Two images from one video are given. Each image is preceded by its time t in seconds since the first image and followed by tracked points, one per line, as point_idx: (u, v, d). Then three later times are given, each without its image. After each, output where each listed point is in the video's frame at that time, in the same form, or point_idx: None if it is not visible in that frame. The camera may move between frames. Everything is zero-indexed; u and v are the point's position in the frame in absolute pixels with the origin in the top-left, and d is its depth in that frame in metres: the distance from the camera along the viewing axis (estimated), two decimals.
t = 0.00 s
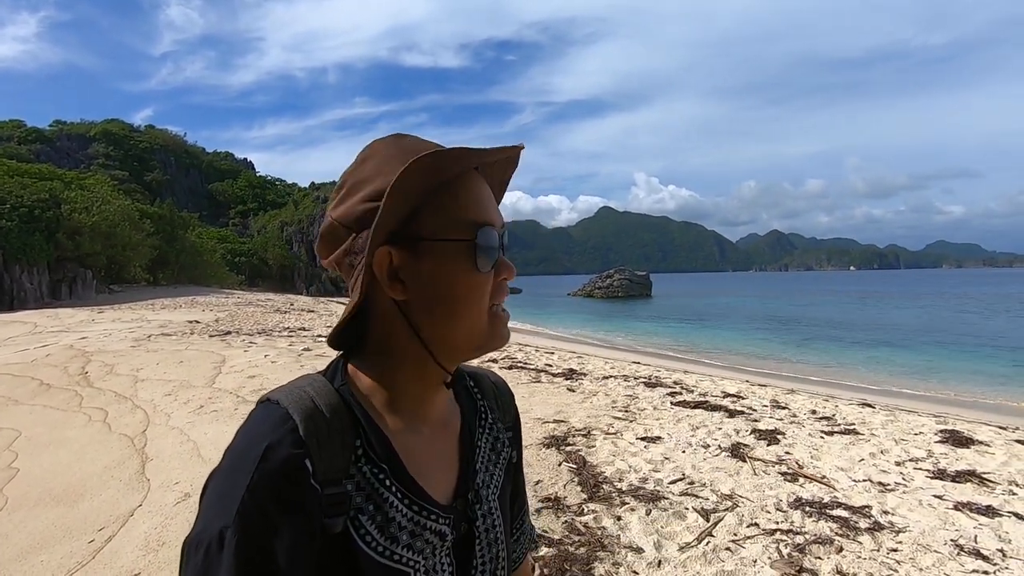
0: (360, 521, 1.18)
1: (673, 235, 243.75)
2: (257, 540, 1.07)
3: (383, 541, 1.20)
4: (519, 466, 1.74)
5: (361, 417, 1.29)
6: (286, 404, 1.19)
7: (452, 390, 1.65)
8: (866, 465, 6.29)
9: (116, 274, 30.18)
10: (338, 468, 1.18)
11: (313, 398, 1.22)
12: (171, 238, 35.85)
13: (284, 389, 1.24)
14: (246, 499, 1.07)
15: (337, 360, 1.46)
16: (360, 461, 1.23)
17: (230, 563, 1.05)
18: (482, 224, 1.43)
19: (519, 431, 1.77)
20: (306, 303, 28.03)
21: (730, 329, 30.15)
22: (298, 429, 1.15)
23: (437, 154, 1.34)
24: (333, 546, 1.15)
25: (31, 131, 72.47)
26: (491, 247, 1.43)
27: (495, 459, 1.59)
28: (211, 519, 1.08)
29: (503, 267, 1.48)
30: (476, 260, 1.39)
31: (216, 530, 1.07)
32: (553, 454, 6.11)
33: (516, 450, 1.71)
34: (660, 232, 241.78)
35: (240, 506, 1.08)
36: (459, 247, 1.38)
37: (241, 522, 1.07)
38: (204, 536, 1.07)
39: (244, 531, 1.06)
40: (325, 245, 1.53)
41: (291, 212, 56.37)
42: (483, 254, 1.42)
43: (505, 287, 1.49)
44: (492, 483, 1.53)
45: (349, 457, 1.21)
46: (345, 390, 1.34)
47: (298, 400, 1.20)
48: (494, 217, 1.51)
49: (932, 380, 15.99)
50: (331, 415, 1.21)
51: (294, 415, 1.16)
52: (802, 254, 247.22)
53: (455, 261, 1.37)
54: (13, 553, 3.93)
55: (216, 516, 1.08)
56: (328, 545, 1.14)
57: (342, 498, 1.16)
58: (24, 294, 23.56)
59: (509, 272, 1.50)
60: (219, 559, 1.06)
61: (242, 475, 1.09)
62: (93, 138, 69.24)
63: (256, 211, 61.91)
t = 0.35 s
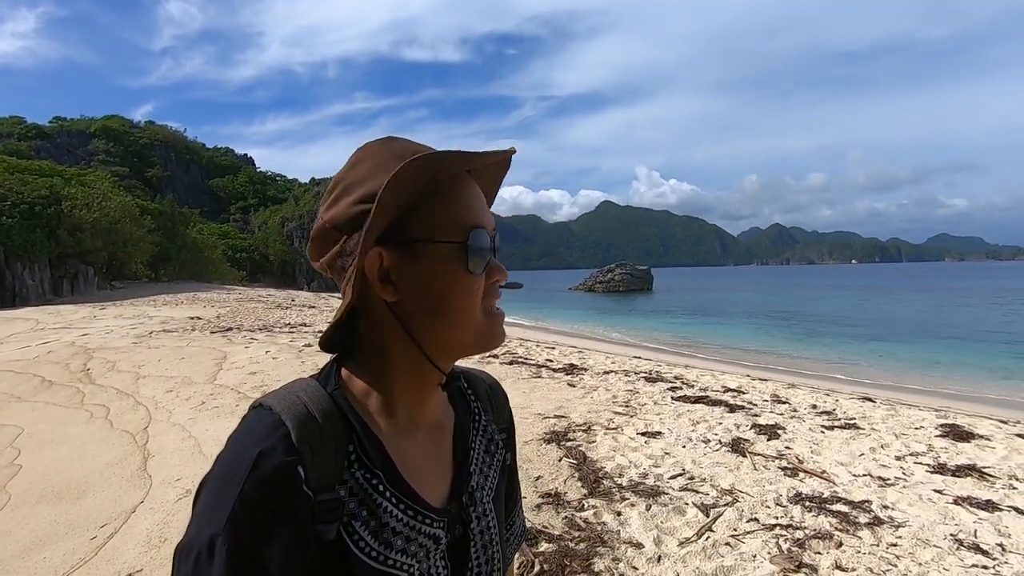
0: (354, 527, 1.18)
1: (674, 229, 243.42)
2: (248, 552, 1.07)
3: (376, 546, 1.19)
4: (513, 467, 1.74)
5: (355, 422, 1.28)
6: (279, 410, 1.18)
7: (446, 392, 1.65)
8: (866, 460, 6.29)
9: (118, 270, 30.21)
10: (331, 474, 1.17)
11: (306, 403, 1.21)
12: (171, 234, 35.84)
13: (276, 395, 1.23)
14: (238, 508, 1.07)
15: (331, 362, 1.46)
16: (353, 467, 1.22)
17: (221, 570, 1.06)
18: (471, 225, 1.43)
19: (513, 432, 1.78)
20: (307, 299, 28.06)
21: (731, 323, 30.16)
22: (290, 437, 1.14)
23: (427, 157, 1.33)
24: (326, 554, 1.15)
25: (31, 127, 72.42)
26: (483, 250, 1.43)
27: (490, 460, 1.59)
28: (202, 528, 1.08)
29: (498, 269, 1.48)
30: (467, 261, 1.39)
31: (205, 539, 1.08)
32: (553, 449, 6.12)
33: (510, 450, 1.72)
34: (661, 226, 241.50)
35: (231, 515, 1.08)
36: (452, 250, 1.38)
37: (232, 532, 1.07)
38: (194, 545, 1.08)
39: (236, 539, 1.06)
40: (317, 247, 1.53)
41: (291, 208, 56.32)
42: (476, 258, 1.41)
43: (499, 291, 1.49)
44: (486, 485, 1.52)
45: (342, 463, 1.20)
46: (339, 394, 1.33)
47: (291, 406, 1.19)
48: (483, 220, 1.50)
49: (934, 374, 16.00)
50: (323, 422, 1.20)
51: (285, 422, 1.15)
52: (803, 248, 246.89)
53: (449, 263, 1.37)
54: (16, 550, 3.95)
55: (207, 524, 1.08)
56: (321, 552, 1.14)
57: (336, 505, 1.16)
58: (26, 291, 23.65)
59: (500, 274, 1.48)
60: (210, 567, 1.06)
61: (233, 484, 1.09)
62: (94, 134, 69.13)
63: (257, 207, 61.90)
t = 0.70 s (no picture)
0: (359, 535, 1.18)
1: (676, 219, 242.72)
2: (256, 560, 1.07)
3: (381, 554, 1.20)
4: (516, 475, 1.75)
5: (358, 431, 1.29)
6: (285, 419, 1.19)
7: (450, 401, 1.66)
8: (869, 451, 6.31)
9: (120, 265, 30.24)
10: (336, 482, 1.18)
11: (311, 412, 1.22)
12: (173, 228, 35.84)
13: (283, 403, 1.25)
14: (247, 515, 1.08)
15: (338, 372, 1.48)
16: (358, 475, 1.23)
17: None
18: (390, 235, 1.40)
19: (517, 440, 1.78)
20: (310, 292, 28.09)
21: (733, 313, 30.16)
22: (296, 445, 1.14)
23: (333, 174, 1.43)
24: (332, 561, 1.15)
25: (30, 121, 72.24)
26: (404, 261, 1.37)
27: (494, 469, 1.59)
28: (212, 531, 1.08)
29: (433, 281, 1.36)
30: (373, 275, 1.37)
31: (214, 547, 1.07)
32: (557, 442, 6.15)
33: (512, 458, 1.72)
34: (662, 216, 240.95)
35: (241, 522, 1.08)
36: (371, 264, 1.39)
37: (241, 538, 1.07)
38: (203, 553, 1.07)
39: (242, 545, 1.07)
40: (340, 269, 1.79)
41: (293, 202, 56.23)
42: (395, 269, 1.37)
43: (444, 305, 1.36)
44: (490, 494, 1.52)
45: (347, 471, 1.21)
46: (343, 402, 1.34)
47: (297, 415, 1.20)
48: (423, 225, 1.42)
49: (936, 363, 16.02)
50: (328, 431, 1.21)
51: (292, 430, 1.16)
52: (806, 236, 246.38)
53: (369, 279, 1.39)
54: (26, 545, 3.99)
55: (215, 531, 1.08)
56: (327, 561, 1.14)
57: (341, 512, 1.16)
58: (29, 287, 23.69)
59: (433, 285, 1.35)
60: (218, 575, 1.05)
61: (240, 493, 1.09)
62: (94, 128, 68.94)
63: (258, 200, 61.89)
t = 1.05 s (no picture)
0: (367, 528, 1.20)
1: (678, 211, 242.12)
2: (266, 552, 1.08)
3: (389, 547, 1.21)
4: (520, 465, 1.75)
5: (365, 426, 1.29)
6: (293, 413, 1.19)
7: (454, 394, 1.66)
8: (870, 444, 6.32)
9: (122, 255, 30.26)
10: (344, 476, 1.18)
11: (318, 406, 1.22)
12: (175, 218, 35.84)
13: (289, 397, 1.25)
14: (257, 510, 1.08)
15: (343, 365, 1.48)
16: (366, 469, 1.24)
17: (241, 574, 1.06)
18: (395, 231, 1.40)
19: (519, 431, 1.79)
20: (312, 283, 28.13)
21: (734, 306, 30.15)
22: (304, 440, 1.14)
23: (336, 170, 1.42)
24: (342, 557, 1.16)
25: (32, 111, 72.12)
26: (406, 258, 1.37)
27: (497, 460, 1.60)
28: (222, 526, 1.08)
29: (437, 277, 1.36)
30: (378, 271, 1.38)
31: (225, 541, 1.07)
32: (558, 434, 6.17)
33: (516, 449, 1.73)
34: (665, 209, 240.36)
35: (251, 516, 1.08)
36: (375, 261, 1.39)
37: (252, 532, 1.07)
38: (214, 547, 1.07)
39: (254, 539, 1.07)
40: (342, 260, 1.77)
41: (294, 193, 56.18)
42: (400, 265, 1.37)
43: (449, 301, 1.36)
44: (494, 486, 1.53)
45: (355, 465, 1.21)
46: (350, 397, 1.34)
47: (305, 409, 1.20)
48: (428, 221, 1.42)
49: (937, 356, 16.03)
50: (335, 426, 1.21)
51: (300, 425, 1.16)
52: (809, 229, 245.78)
53: (373, 275, 1.40)
54: (32, 534, 4.02)
55: (225, 525, 1.08)
56: (337, 556, 1.15)
57: (349, 506, 1.17)
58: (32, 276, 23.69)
59: (437, 280, 1.36)
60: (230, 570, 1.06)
61: (250, 488, 1.09)
62: (95, 118, 68.81)
63: (260, 191, 61.86)
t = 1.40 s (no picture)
0: (360, 521, 1.20)
1: (685, 209, 241.18)
2: (258, 546, 1.09)
3: (381, 540, 1.22)
4: (509, 459, 1.76)
5: (359, 421, 1.29)
6: (286, 408, 1.19)
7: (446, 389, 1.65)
8: (872, 444, 6.30)
9: (130, 248, 30.48)
10: (338, 470, 1.19)
11: (312, 401, 1.22)
12: (183, 212, 36.01)
13: (282, 392, 1.25)
14: (248, 506, 1.08)
15: (336, 360, 1.47)
16: (358, 463, 1.24)
17: (233, 566, 1.07)
18: (461, 227, 1.41)
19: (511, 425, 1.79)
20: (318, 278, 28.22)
21: (740, 304, 30.08)
22: (297, 434, 1.15)
23: (414, 162, 1.34)
24: (335, 550, 1.17)
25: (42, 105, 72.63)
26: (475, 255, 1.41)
27: (488, 453, 1.61)
28: (214, 520, 1.09)
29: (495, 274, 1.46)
30: (448, 264, 1.38)
31: (217, 533, 1.08)
32: (560, 430, 6.18)
33: (506, 442, 1.74)
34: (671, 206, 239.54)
35: (242, 509, 1.09)
36: (439, 257, 1.38)
37: (244, 525, 1.08)
38: (206, 538, 1.08)
39: (247, 534, 1.08)
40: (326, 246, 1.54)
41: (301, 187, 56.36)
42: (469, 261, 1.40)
43: (497, 295, 1.46)
44: (484, 478, 1.54)
45: (348, 459, 1.22)
46: (344, 391, 1.34)
47: (298, 404, 1.21)
48: (480, 219, 1.47)
49: (943, 356, 15.96)
50: (328, 419, 1.21)
51: (293, 420, 1.16)
52: (816, 228, 244.46)
53: (440, 270, 1.37)
54: (39, 522, 4.07)
55: (218, 518, 1.09)
56: (330, 548, 1.16)
57: (341, 499, 1.18)
58: (42, 268, 23.77)
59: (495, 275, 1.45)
60: (222, 562, 1.07)
61: (243, 483, 1.10)
62: (104, 111, 69.16)
63: (267, 185, 62.07)
